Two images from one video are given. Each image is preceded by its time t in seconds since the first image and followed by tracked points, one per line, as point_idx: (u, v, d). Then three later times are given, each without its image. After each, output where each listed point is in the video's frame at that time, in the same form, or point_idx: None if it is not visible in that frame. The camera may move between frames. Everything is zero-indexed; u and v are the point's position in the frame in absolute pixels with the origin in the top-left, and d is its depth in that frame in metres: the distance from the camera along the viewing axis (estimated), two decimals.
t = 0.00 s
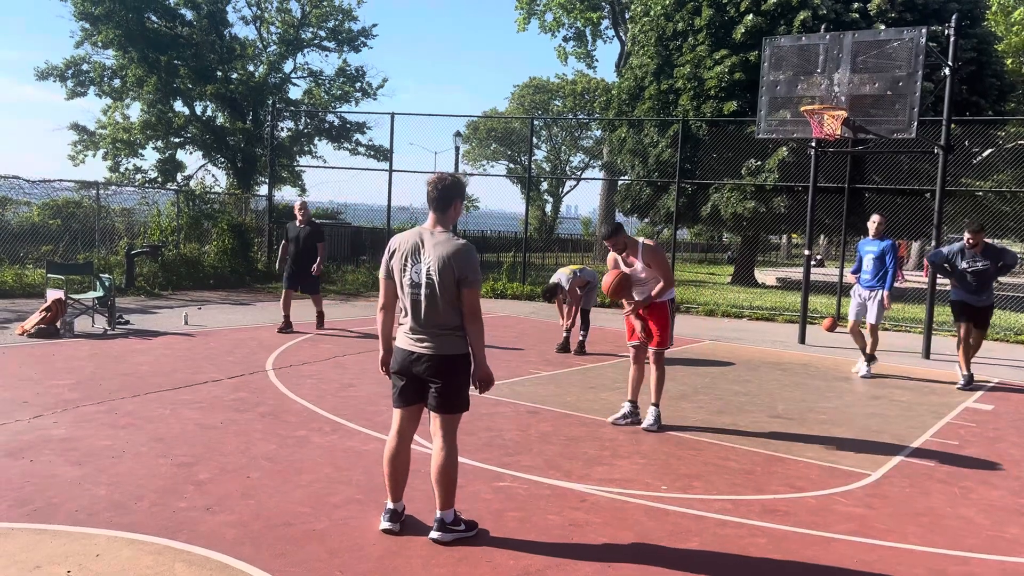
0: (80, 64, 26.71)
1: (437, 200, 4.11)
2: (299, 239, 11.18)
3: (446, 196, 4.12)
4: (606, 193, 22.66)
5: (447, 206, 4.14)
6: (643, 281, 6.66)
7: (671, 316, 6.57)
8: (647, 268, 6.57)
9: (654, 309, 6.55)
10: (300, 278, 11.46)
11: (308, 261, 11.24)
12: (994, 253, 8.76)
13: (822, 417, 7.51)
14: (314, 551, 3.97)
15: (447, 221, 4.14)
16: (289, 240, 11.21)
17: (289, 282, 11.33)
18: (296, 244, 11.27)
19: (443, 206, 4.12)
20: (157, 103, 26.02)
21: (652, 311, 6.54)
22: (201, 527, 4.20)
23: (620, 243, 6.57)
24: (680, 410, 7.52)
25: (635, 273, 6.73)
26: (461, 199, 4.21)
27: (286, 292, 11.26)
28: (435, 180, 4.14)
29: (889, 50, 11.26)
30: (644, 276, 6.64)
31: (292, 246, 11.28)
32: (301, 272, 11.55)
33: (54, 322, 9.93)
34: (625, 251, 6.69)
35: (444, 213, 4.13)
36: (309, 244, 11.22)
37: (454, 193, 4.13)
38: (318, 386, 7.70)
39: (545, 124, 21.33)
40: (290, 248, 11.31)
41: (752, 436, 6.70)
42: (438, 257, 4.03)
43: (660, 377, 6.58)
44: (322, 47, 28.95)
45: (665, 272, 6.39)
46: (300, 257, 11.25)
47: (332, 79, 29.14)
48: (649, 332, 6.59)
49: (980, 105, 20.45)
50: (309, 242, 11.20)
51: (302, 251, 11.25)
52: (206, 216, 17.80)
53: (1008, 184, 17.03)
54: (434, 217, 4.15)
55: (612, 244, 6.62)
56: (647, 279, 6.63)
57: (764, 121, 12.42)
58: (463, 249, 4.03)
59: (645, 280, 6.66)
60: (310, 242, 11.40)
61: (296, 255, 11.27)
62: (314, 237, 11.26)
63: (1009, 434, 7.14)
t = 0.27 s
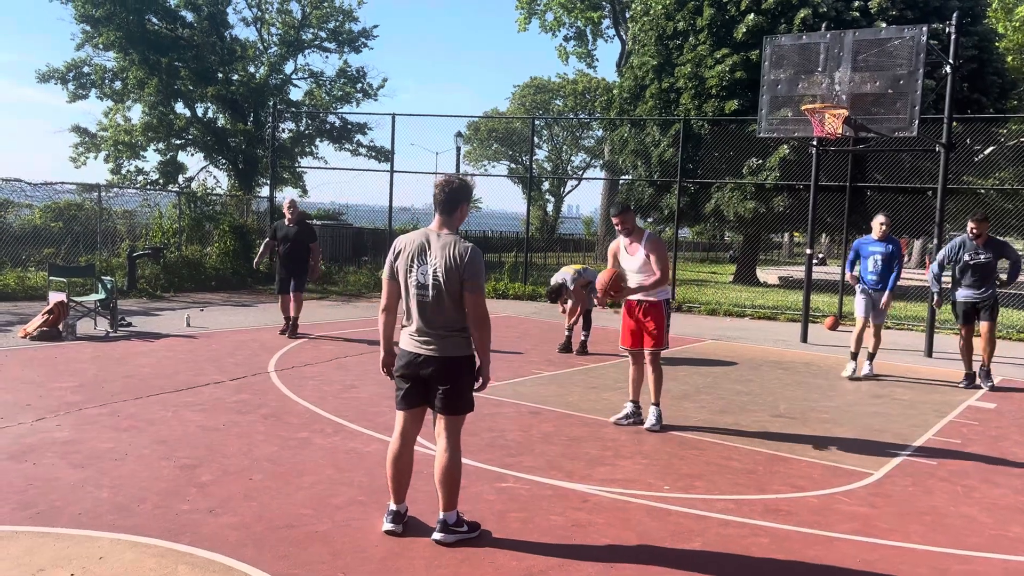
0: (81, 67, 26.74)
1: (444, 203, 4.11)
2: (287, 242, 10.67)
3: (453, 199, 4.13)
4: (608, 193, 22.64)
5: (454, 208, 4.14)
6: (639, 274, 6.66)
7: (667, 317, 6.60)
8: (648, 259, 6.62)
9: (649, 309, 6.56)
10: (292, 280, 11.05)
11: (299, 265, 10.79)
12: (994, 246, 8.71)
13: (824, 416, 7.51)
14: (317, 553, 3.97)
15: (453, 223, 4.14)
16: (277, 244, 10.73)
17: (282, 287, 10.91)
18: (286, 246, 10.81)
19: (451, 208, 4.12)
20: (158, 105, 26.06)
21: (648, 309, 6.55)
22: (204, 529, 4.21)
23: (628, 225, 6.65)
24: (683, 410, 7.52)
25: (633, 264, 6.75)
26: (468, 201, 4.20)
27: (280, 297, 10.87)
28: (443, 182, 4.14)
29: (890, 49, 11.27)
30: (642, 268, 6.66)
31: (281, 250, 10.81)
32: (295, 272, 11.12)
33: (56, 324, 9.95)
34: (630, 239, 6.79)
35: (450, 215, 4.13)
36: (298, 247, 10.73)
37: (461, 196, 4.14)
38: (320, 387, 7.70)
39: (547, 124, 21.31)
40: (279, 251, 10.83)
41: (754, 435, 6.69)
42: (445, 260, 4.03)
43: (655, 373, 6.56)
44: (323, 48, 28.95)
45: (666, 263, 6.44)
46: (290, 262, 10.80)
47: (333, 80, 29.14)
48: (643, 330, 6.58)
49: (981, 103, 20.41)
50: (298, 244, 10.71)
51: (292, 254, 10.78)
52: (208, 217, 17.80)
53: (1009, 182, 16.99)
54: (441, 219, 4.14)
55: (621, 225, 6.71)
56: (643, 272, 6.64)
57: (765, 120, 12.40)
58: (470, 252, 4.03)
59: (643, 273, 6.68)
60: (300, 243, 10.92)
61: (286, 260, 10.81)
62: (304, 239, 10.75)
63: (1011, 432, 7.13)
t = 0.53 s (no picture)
0: (83, 68, 26.79)
1: (448, 203, 4.11)
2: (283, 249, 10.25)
3: (458, 199, 4.13)
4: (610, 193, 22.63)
5: (458, 208, 4.14)
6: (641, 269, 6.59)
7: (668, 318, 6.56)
8: (651, 255, 6.55)
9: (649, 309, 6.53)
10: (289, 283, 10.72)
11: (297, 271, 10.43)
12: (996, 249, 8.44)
13: (828, 415, 7.50)
14: (321, 553, 3.97)
15: (457, 223, 4.14)
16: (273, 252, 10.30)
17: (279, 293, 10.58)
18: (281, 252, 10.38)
19: (455, 208, 4.12)
20: (160, 106, 26.10)
21: (651, 309, 6.53)
22: (208, 529, 4.21)
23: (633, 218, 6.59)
24: (686, 409, 7.52)
25: (634, 258, 6.66)
26: (471, 202, 4.20)
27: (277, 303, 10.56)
28: (447, 183, 4.14)
29: (892, 47, 11.24)
30: (643, 263, 6.58)
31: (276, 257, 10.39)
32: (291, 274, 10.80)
33: (59, 326, 9.97)
34: (632, 232, 6.70)
35: (454, 216, 4.13)
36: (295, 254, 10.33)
37: (465, 196, 4.14)
38: (324, 387, 7.71)
39: (548, 123, 21.29)
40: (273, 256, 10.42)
41: (758, 435, 6.68)
42: (448, 259, 4.03)
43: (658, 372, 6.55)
44: (324, 49, 28.97)
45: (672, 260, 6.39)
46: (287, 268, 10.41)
47: (334, 80, 29.15)
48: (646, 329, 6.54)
49: (984, 101, 20.35)
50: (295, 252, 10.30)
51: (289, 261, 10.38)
52: (211, 218, 17.81)
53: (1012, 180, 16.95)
54: (444, 219, 4.14)
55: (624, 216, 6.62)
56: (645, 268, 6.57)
57: (767, 119, 12.42)
58: (473, 252, 4.03)
59: (644, 268, 6.62)
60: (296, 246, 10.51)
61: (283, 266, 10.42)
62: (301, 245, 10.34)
63: (1015, 430, 7.12)
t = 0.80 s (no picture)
0: (83, 70, 26.81)
1: (449, 202, 4.12)
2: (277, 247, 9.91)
3: (459, 199, 4.14)
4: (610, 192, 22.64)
5: (459, 208, 4.15)
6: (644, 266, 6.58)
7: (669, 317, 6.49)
8: (653, 251, 6.55)
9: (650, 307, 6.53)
10: (278, 283, 10.27)
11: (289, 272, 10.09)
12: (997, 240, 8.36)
13: (829, 413, 7.50)
14: (324, 553, 3.98)
15: (458, 223, 4.15)
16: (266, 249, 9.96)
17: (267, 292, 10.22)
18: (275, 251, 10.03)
19: (455, 208, 4.13)
20: (160, 107, 26.12)
21: (651, 307, 6.51)
22: (212, 529, 4.23)
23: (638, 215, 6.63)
24: (688, 407, 7.53)
25: (638, 255, 6.64)
26: (472, 201, 4.21)
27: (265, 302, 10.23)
28: (447, 182, 4.15)
29: (892, 44, 11.23)
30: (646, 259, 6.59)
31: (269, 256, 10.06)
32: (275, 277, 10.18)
33: (61, 327, 9.99)
34: (635, 228, 6.70)
35: (454, 215, 4.14)
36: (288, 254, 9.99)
37: (465, 195, 4.15)
38: (326, 387, 7.72)
39: (549, 122, 21.29)
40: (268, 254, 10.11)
41: (760, 433, 6.69)
42: (450, 259, 4.04)
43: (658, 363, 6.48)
44: (324, 50, 28.99)
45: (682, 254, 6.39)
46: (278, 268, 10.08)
47: (334, 81, 29.17)
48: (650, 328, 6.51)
49: (984, 98, 20.36)
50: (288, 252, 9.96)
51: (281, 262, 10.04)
52: (211, 219, 17.82)
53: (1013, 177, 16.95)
54: (445, 219, 4.16)
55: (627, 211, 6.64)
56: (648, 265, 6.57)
57: (767, 117, 12.42)
58: (474, 251, 4.04)
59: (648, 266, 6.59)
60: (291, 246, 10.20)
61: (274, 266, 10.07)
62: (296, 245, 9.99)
63: (1017, 427, 7.13)
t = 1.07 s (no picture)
0: (83, 70, 26.81)
1: (446, 201, 4.11)
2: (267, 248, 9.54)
3: (456, 197, 4.13)
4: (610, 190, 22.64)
5: (457, 206, 4.15)
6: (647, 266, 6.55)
7: (668, 317, 6.47)
8: (659, 251, 6.48)
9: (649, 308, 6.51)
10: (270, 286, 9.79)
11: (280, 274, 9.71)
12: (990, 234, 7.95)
13: (830, 411, 7.50)
14: (325, 553, 3.98)
15: (456, 222, 4.15)
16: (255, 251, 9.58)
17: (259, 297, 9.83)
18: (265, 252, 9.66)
19: (453, 206, 4.13)
20: (159, 108, 26.13)
21: (652, 307, 6.50)
22: (213, 529, 4.22)
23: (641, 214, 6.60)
24: (688, 406, 7.52)
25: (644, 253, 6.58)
26: (470, 200, 4.20)
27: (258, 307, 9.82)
28: (444, 181, 4.15)
29: (892, 42, 11.24)
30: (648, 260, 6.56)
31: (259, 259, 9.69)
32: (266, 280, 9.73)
33: (62, 327, 9.99)
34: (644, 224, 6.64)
35: (453, 213, 4.14)
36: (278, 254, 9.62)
37: (463, 194, 4.15)
38: (326, 387, 7.72)
39: (548, 121, 21.29)
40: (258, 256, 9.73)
41: (761, 431, 6.69)
42: (449, 257, 4.04)
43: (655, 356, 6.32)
44: (324, 49, 28.99)
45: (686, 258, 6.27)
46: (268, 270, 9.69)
47: (334, 80, 29.18)
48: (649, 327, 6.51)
49: (984, 96, 20.35)
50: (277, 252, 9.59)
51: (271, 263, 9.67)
52: (212, 219, 17.83)
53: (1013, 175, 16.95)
54: (443, 218, 4.15)
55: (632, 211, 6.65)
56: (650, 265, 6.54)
57: (767, 115, 12.40)
58: (473, 249, 4.03)
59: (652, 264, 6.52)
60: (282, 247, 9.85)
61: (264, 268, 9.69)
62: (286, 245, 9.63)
63: (1018, 425, 7.13)
